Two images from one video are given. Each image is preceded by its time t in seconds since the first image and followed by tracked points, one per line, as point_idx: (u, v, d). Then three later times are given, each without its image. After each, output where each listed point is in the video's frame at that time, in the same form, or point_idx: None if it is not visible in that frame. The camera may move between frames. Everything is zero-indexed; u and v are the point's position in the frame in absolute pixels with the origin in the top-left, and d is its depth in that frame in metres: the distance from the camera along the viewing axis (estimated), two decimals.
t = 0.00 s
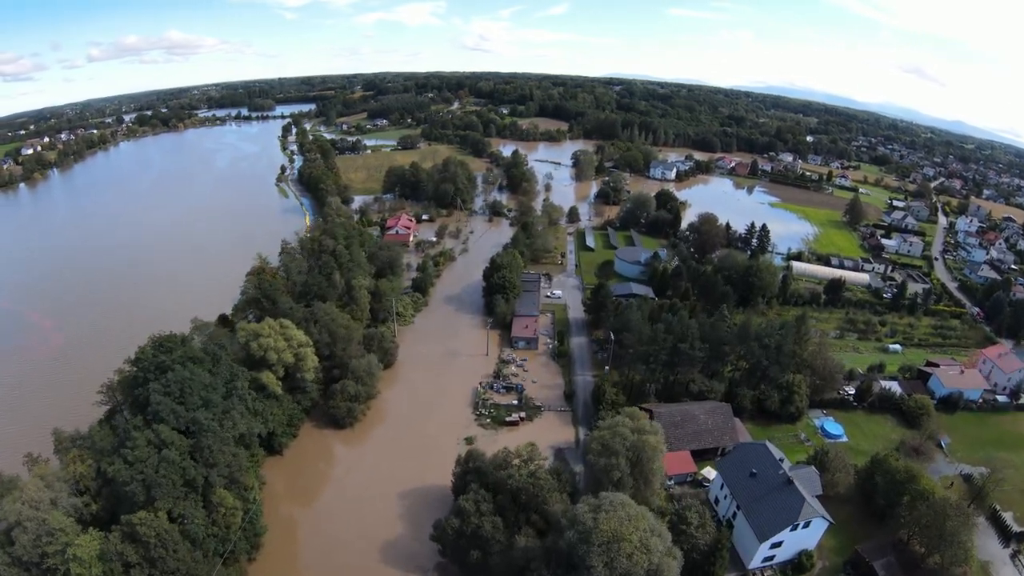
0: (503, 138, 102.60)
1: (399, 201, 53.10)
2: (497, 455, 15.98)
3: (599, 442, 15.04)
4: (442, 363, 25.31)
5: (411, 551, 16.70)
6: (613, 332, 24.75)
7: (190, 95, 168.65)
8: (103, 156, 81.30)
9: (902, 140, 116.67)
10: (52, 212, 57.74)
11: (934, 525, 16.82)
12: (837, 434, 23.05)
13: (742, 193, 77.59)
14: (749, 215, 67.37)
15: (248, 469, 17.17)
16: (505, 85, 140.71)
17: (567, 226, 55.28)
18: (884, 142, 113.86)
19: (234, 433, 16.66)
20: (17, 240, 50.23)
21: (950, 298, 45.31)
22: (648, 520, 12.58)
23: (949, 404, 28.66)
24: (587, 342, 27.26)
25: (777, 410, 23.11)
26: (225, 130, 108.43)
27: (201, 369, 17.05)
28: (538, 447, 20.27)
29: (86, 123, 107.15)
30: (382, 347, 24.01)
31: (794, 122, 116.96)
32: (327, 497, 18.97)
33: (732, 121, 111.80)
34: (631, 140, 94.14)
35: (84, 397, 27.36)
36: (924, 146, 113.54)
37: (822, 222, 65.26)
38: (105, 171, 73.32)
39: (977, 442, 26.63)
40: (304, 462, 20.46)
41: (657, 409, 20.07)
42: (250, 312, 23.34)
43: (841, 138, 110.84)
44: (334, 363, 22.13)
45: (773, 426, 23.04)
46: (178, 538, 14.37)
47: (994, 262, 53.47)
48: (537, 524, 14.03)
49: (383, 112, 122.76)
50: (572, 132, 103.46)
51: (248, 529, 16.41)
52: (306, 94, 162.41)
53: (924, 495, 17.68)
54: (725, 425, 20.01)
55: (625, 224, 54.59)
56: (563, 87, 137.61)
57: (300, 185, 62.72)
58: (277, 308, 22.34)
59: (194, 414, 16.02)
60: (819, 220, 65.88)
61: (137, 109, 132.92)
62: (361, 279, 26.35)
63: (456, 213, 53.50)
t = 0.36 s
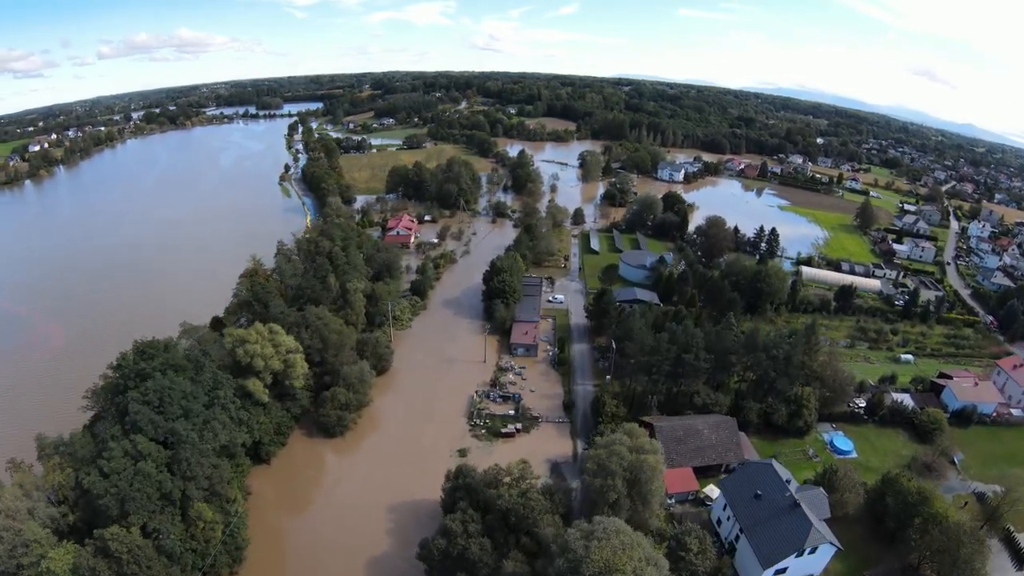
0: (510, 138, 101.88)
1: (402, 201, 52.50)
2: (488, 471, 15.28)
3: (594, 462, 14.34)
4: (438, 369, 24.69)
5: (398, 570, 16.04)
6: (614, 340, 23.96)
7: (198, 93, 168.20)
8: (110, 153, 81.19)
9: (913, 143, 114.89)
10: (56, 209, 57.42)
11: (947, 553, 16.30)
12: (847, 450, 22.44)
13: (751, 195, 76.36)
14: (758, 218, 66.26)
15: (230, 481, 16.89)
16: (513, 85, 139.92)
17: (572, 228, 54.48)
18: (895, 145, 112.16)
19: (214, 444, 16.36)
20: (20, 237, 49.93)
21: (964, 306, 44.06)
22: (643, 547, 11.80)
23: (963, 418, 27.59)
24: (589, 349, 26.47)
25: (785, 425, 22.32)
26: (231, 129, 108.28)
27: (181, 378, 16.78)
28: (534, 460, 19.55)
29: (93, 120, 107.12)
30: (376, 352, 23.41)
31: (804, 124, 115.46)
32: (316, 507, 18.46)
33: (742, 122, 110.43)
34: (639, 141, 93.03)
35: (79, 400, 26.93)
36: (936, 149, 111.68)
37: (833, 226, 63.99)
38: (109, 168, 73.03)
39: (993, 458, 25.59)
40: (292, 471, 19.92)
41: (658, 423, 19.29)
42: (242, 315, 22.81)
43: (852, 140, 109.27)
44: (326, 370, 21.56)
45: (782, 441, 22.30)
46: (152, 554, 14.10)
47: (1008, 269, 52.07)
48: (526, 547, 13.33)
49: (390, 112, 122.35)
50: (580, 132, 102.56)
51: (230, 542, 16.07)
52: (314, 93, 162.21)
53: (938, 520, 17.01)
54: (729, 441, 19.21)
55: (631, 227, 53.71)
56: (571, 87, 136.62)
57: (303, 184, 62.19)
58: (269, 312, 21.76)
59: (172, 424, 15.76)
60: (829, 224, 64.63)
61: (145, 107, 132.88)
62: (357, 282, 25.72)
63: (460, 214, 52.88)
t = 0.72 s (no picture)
0: (517, 138, 101.17)
1: (405, 202, 51.90)
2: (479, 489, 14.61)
3: (590, 483, 13.61)
4: (435, 377, 24.06)
5: None
6: (616, 350, 23.18)
7: (208, 93, 168.30)
8: (118, 151, 81.16)
9: (924, 145, 113.00)
10: (60, 208, 57.15)
11: None
12: (857, 467, 21.68)
13: (761, 198, 75.12)
14: (768, 221, 65.01)
15: (212, 494, 16.44)
16: (521, 85, 139.15)
17: (577, 230, 53.68)
18: (906, 147, 110.37)
19: (195, 456, 15.94)
20: (23, 235, 49.74)
21: (979, 313, 42.80)
22: None
23: (978, 433, 26.49)
24: (591, 357, 25.68)
25: (793, 440, 21.58)
26: (238, 128, 108.19)
27: (162, 388, 16.35)
28: (530, 475, 18.83)
29: (102, 119, 107.18)
30: (370, 359, 22.80)
31: (814, 125, 113.94)
32: (304, 519, 17.87)
33: (752, 123, 109.03)
34: (647, 142, 91.94)
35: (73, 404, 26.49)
36: (947, 151, 109.77)
37: (843, 230, 62.71)
38: (114, 166, 72.83)
39: (1009, 475, 24.54)
40: (279, 481, 19.40)
41: (659, 438, 18.49)
42: (233, 320, 22.27)
43: (862, 142, 107.60)
44: (317, 378, 20.99)
45: (790, 457, 21.60)
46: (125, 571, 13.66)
47: None
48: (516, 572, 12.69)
49: (398, 111, 122.00)
50: (587, 132, 101.60)
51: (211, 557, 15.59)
52: (322, 93, 162.17)
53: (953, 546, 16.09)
54: (735, 458, 18.40)
55: (637, 229, 52.81)
56: (580, 87, 135.68)
57: (306, 184, 61.76)
58: (260, 317, 21.18)
59: (151, 436, 15.36)
60: (840, 228, 63.31)
61: (154, 105, 133.04)
62: (352, 287, 25.10)
63: (463, 215, 52.19)
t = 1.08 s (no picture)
0: (525, 139, 100.49)
1: (409, 203, 51.31)
2: (469, 509, 13.94)
3: (584, 508, 12.83)
4: (432, 385, 23.36)
5: None
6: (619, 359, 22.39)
7: (218, 93, 168.45)
8: (126, 150, 81.26)
9: (936, 147, 110.97)
10: (65, 206, 57.02)
11: None
12: (869, 484, 20.80)
13: (771, 200, 73.81)
14: (778, 224, 63.76)
15: (194, 508, 16.15)
16: (529, 86, 138.42)
17: (583, 233, 52.86)
18: (917, 149, 108.45)
19: (174, 470, 15.60)
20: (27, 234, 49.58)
21: (995, 321, 41.48)
22: None
23: (993, 448, 25.36)
24: (593, 366, 24.87)
25: (802, 457, 20.84)
26: (246, 128, 108.22)
27: (142, 398, 15.90)
28: (526, 491, 18.09)
29: (111, 118, 107.34)
30: (364, 367, 22.20)
31: (824, 127, 112.33)
32: (290, 534, 17.30)
33: (762, 124, 107.59)
34: (656, 142, 90.82)
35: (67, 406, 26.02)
36: (959, 153, 107.70)
37: (855, 233, 61.37)
38: (120, 165, 72.71)
39: None
40: (268, 495, 18.88)
41: (662, 455, 17.68)
42: (225, 325, 21.75)
43: (874, 144, 105.81)
44: (308, 387, 20.48)
45: (799, 474, 20.83)
46: None
47: None
48: None
49: (405, 112, 121.71)
50: (596, 133, 100.67)
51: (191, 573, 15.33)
52: (331, 93, 162.20)
53: None
54: (741, 477, 17.57)
55: (644, 232, 51.87)
56: (588, 88, 134.71)
57: (310, 184, 61.35)
58: (251, 323, 20.63)
59: (128, 448, 14.96)
60: (852, 231, 61.93)
61: (163, 105, 133.34)
62: (348, 291, 24.49)
63: (467, 217, 51.50)
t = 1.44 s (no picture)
0: (534, 139, 99.76)
1: (414, 204, 50.78)
2: (457, 533, 13.24)
3: (578, 535, 12.02)
4: (429, 393, 22.66)
5: None
6: (622, 370, 21.58)
7: (229, 92, 169.11)
8: (135, 149, 81.45)
9: (949, 149, 108.65)
10: (71, 205, 56.96)
11: None
12: (883, 505, 19.82)
13: (783, 202, 72.47)
14: (789, 227, 62.41)
15: (176, 521, 15.79)
16: (540, 86, 137.62)
17: (590, 235, 52.04)
18: (931, 151, 106.27)
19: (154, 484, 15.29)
20: (33, 232, 49.64)
21: (1015, 330, 40.06)
22: None
23: (1012, 465, 24.05)
24: (596, 376, 24.07)
25: (813, 475, 19.99)
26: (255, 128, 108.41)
27: (122, 409, 15.65)
28: (521, 509, 17.37)
29: (122, 117, 107.93)
30: (358, 375, 21.61)
31: (837, 128, 110.45)
32: (274, 551, 16.67)
33: (774, 126, 106.00)
34: (666, 144, 89.68)
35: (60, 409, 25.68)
36: (973, 156, 105.24)
37: (868, 237, 59.90)
38: (128, 164, 72.87)
39: None
40: (255, 509, 18.27)
41: (664, 474, 16.88)
42: (216, 329, 21.21)
43: (886, 146, 103.75)
44: (300, 396, 20.00)
45: (810, 493, 19.97)
46: None
47: None
48: None
49: (415, 112, 121.44)
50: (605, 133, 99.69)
51: None
52: (341, 93, 162.42)
53: None
54: (748, 498, 16.71)
55: (652, 235, 50.88)
56: (599, 88, 133.70)
57: (316, 185, 61.05)
58: (242, 328, 20.07)
59: (107, 461, 14.70)
60: (866, 235, 60.45)
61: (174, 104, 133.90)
62: (345, 296, 23.92)
63: (473, 218, 50.85)
